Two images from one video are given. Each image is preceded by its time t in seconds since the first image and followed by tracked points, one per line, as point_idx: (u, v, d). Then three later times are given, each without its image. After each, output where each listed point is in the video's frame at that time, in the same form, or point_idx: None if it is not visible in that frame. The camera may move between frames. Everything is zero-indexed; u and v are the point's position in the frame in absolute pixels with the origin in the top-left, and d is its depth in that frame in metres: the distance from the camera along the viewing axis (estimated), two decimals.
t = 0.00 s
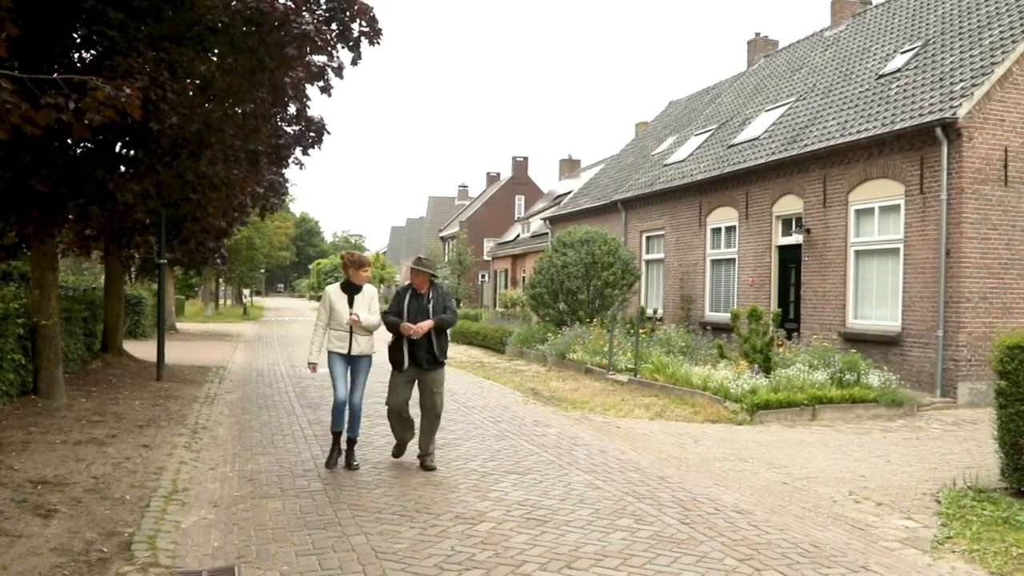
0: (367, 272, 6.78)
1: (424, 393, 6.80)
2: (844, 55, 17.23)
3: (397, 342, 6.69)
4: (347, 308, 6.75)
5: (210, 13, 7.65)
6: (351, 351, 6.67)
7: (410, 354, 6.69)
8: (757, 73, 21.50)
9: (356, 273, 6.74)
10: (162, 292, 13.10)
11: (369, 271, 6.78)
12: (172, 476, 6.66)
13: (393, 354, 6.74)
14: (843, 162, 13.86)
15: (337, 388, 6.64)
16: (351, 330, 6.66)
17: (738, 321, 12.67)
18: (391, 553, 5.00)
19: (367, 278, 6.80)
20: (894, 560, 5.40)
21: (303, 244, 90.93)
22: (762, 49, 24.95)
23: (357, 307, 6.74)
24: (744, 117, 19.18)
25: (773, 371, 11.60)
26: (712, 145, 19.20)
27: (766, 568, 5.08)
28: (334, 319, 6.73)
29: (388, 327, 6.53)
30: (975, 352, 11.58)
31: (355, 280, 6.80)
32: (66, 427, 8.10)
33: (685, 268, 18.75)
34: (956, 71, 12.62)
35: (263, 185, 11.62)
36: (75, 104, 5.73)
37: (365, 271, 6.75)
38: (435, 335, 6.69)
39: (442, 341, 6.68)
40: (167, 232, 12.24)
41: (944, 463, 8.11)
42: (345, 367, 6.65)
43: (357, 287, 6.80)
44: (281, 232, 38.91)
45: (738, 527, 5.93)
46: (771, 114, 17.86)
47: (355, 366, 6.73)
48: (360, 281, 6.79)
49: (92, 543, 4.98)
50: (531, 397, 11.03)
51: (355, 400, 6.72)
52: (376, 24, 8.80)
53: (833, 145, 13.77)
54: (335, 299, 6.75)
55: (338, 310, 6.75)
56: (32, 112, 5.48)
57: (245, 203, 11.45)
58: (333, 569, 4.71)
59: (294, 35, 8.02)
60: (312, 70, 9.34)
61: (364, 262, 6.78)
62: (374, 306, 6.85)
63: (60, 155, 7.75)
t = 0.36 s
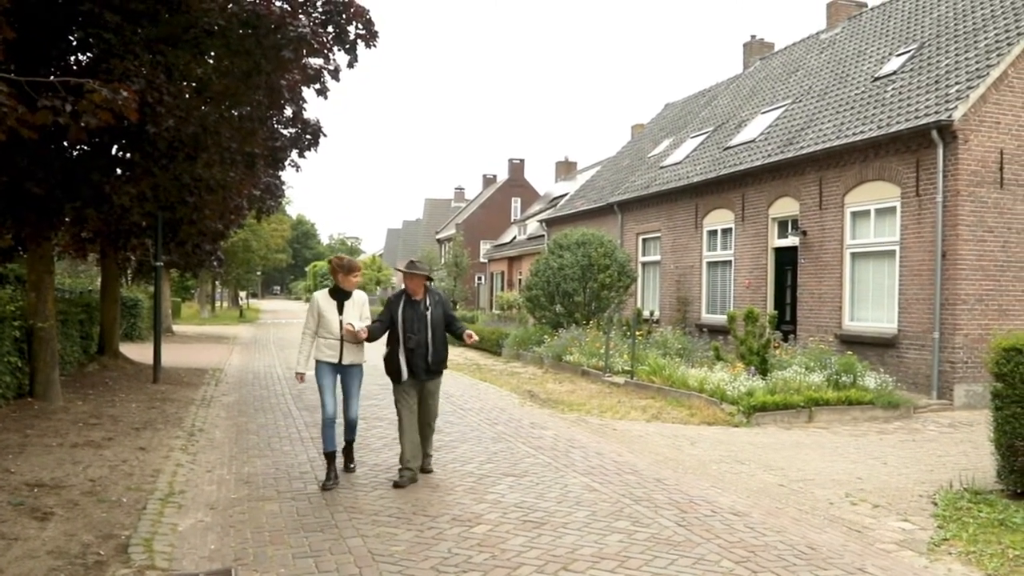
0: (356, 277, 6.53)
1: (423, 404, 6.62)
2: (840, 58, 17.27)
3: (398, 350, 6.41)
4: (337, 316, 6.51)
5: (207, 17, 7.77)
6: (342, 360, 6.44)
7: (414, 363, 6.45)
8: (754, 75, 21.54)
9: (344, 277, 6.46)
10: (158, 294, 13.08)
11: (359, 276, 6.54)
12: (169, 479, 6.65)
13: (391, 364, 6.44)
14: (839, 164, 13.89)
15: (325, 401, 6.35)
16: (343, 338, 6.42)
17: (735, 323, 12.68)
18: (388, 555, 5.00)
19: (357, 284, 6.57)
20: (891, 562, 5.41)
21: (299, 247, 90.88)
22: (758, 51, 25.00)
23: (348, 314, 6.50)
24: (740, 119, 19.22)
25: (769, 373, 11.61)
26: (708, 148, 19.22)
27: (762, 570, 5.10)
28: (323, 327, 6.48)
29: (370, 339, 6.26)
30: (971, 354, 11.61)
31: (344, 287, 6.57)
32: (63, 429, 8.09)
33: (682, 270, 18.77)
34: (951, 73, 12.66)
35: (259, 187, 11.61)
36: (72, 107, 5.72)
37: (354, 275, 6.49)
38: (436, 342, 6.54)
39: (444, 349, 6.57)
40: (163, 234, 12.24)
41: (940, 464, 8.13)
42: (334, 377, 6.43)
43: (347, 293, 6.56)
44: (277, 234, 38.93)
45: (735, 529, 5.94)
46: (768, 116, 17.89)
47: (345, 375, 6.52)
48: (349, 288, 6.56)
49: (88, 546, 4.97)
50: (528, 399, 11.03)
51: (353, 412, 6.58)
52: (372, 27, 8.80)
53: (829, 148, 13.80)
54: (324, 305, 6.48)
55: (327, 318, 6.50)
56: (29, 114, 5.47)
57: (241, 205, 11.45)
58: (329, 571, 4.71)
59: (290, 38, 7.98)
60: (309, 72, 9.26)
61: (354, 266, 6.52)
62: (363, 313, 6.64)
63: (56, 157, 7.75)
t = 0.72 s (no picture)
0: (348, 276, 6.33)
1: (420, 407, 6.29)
2: (839, 58, 17.29)
3: (388, 350, 6.23)
4: (329, 317, 6.32)
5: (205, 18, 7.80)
6: (334, 364, 6.26)
7: (403, 364, 6.21)
8: (752, 76, 21.55)
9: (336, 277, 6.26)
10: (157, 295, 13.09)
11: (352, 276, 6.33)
12: (168, 481, 6.66)
13: (382, 365, 6.26)
14: (837, 165, 13.91)
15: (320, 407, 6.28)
16: (334, 341, 6.25)
17: (734, 324, 12.69)
18: (387, 556, 5.00)
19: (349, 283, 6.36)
20: (890, 563, 5.42)
21: (298, 248, 90.83)
22: (756, 52, 25.03)
23: (341, 316, 6.31)
24: (739, 120, 19.23)
25: (768, 374, 11.62)
26: (707, 148, 19.23)
27: (761, 571, 5.11)
28: (314, 328, 6.30)
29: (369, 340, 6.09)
30: (970, 355, 11.62)
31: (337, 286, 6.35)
32: (62, 431, 8.09)
33: (680, 271, 18.78)
34: (950, 74, 12.68)
35: (258, 189, 11.62)
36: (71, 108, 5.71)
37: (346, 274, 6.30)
38: (430, 342, 6.26)
39: (439, 350, 6.26)
40: (162, 236, 12.24)
41: (938, 465, 8.14)
42: (325, 383, 6.26)
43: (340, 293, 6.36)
44: (275, 236, 38.93)
45: (734, 530, 5.95)
46: (766, 117, 17.91)
47: (337, 378, 6.32)
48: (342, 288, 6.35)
49: (88, 548, 4.98)
50: (527, 400, 11.03)
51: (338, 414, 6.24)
52: (370, 28, 8.81)
53: (827, 148, 13.82)
54: (315, 306, 6.31)
55: (318, 319, 6.32)
56: (28, 115, 5.46)
57: (241, 206, 11.47)
58: (329, 572, 4.72)
59: (289, 40, 7.98)
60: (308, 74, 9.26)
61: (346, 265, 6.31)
62: (357, 313, 6.44)
63: (54, 160, 7.82)
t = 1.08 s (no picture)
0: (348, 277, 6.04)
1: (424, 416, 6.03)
2: (840, 57, 17.26)
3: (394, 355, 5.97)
4: (328, 321, 6.00)
5: (206, 18, 7.84)
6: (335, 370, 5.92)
7: (406, 369, 5.96)
8: (753, 75, 21.54)
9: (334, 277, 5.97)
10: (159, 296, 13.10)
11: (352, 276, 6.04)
12: (171, 481, 6.66)
13: (387, 369, 6.05)
14: (839, 164, 13.91)
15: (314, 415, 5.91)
16: (335, 346, 5.93)
17: (736, 323, 12.67)
18: (389, 557, 5.00)
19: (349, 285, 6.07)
20: (892, 562, 5.42)
21: (299, 249, 90.94)
22: (758, 52, 25.01)
23: (341, 319, 6.00)
24: (740, 119, 19.22)
25: (770, 374, 11.61)
26: (708, 148, 19.23)
27: (764, 571, 5.10)
28: (313, 332, 5.97)
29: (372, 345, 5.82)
30: (972, 354, 11.61)
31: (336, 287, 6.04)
32: (64, 432, 8.10)
33: (682, 271, 18.77)
34: (952, 73, 12.66)
35: (259, 189, 11.63)
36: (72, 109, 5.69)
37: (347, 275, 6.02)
38: (434, 347, 5.96)
39: (443, 354, 5.95)
40: (164, 237, 12.25)
41: (940, 464, 8.13)
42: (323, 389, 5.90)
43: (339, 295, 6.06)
44: (276, 236, 39.02)
45: (736, 530, 5.95)
46: (767, 116, 17.90)
47: (336, 385, 5.99)
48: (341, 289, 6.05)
49: (91, 548, 4.98)
50: (529, 400, 11.03)
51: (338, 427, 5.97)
52: (371, 28, 8.81)
53: (829, 148, 13.81)
54: (315, 309, 5.96)
55: (317, 323, 5.98)
56: (30, 117, 5.46)
57: (242, 207, 11.48)
58: (332, 573, 4.72)
59: (290, 40, 7.99)
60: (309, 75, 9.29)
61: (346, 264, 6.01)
62: (356, 317, 6.15)
63: (55, 161, 7.78)
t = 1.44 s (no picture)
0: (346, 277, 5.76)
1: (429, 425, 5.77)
2: (845, 54, 17.21)
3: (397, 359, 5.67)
4: (330, 323, 5.75)
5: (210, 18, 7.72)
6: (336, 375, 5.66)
7: (410, 373, 5.67)
8: (757, 72, 21.51)
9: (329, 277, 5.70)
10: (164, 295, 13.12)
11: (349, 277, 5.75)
12: (176, 480, 6.67)
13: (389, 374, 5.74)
14: (843, 161, 13.88)
15: (316, 420, 5.54)
16: (337, 350, 5.67)
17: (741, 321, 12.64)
18: (394, 555, 5.00)
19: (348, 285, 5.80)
20: (898, 560, 5.40)
21: (304, 247, 91.06)
22: (762, 49, 24.96)
23: (343, 322, 5.74)
24: (744, 116, 19.20)
25: (775, 371, 11.59)
26: (712, 145, 19.21)
27: (769, 568, 5.09)
28: (314, 336, 5.73)
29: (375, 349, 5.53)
30: (977, 351, 11.57)
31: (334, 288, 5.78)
32: (70, 431, 8.12)
33: (687, 268, 18.75)
34: (956, 69, 12.63)
35: (264, 189, 11.64)
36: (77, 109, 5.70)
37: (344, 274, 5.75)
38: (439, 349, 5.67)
39: (450, 357, 5.66)
40: (169, 236, 12.26)
41: (946, 462, 8.11)
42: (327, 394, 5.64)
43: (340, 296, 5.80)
44: (281, 235, 39.06)
45: (741, 527, 5.94)
46: (771, 114, 17.87)
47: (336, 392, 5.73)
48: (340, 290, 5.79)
49: (97, 547, 4.99)
50: (534, 399, 11.02)
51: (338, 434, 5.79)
52: (375, 27, 8.81)
53: (833, 145, 13.78)
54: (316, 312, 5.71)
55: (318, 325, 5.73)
56: (34, 117, 5.47)
57: (246, 206, 11.49)
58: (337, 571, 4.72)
59: (293, 39, 8.06)
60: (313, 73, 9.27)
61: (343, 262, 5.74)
62: (361, 319, 5.89)
63: (61, 161, 7.79)
